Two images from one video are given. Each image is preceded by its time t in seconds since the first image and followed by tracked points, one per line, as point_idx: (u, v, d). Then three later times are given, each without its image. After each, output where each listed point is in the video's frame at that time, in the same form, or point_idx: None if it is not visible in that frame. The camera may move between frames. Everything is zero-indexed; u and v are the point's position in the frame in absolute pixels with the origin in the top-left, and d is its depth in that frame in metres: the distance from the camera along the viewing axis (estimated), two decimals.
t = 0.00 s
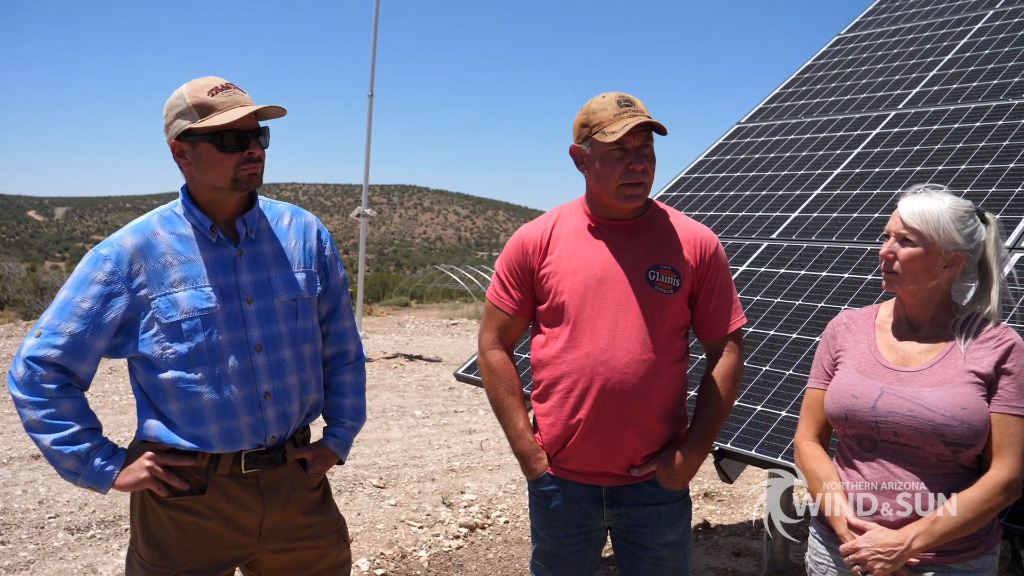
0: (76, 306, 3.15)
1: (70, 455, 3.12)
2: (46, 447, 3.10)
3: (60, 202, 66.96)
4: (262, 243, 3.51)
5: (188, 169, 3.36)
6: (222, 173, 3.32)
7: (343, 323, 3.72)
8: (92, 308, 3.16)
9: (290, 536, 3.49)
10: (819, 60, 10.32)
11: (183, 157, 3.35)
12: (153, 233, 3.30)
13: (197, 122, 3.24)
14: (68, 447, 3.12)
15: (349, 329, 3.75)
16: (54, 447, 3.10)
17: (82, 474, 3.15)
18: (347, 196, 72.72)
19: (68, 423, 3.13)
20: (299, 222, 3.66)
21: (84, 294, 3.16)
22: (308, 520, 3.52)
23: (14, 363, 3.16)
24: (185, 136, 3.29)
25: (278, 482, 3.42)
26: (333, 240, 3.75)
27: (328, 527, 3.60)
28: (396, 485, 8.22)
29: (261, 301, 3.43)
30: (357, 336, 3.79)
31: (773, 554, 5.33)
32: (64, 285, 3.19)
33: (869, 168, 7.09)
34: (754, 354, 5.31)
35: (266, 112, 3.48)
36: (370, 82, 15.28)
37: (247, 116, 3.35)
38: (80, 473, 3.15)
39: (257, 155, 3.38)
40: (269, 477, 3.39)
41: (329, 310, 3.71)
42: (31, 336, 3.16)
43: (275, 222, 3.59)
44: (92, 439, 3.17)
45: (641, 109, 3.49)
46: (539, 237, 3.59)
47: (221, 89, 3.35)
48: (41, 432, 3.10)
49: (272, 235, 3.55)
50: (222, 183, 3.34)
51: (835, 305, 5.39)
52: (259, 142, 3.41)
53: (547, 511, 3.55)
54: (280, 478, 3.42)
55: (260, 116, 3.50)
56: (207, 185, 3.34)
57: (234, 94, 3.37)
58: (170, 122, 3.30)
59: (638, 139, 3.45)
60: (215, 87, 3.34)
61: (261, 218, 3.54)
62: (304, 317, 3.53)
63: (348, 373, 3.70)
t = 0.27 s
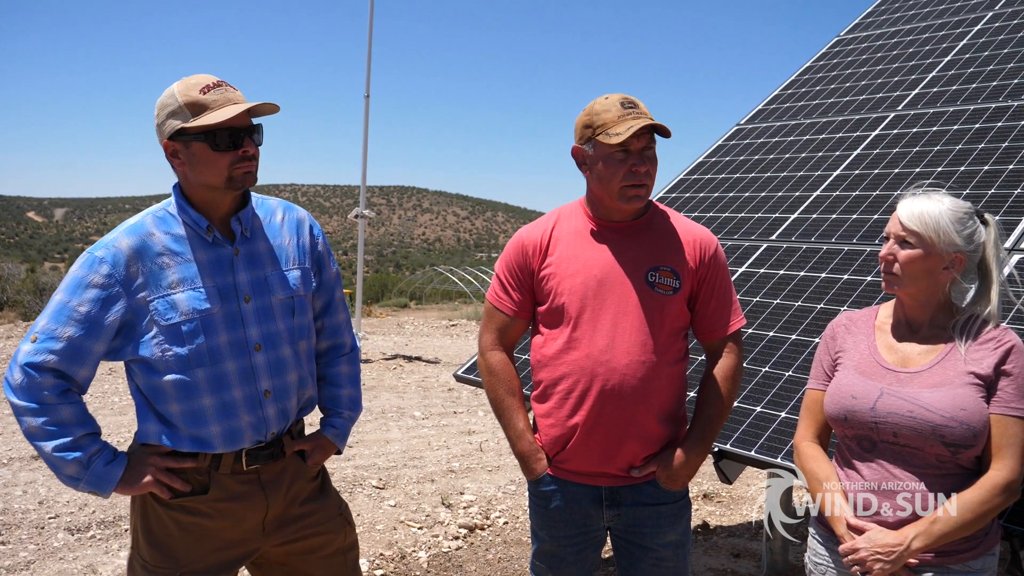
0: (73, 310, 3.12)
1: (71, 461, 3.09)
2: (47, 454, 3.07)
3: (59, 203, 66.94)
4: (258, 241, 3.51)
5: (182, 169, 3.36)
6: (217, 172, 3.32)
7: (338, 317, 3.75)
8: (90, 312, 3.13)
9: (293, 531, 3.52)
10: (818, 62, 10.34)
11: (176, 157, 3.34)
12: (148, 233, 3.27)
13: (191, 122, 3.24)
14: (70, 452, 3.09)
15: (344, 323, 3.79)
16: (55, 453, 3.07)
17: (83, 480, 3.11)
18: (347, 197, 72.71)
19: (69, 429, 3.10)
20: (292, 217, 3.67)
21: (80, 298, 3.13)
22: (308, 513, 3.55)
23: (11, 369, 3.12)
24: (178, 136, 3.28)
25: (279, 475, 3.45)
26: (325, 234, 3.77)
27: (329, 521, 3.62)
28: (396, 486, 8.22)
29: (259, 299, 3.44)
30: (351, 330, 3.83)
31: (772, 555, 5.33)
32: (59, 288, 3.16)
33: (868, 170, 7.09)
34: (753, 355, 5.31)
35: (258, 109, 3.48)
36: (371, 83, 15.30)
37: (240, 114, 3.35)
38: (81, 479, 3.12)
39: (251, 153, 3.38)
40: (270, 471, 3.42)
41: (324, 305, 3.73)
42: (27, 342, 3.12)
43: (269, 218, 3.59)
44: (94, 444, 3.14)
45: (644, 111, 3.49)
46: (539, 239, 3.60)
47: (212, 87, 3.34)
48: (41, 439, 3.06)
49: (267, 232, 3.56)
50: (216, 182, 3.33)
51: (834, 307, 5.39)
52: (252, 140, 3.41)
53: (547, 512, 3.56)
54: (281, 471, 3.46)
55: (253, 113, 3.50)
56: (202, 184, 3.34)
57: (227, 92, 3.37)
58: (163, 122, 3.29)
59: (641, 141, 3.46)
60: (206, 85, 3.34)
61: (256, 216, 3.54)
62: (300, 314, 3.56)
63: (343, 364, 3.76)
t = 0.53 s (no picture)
0: (75, 313, 3.10)
1: (79, 464, 3.09)
2: (54, 458, 3.07)
3: (60, 203, 66.99)
4: (257, 238, 3.53)
5: (179, 170, 3.36)
6: (214, 172, 3.33)
7: (336, 312, 3.79)
8: (94, 315, 3.11)
9: (298, 525, 3.57)
10: (819, 63, 10.36)
11: (172, 158, 3.34)
12: (149, 234, 3.26)
13: (188, 122, 3.24)
14: (77, 456, 3.09)
15: (341, 318, 3.83)
16: (62, 458, 3.07)
17: (91, 483, 3.11)
18: (347, 197, 72.75)
19: (75, 432, 3.09)
20: (288, 213, 3.70)
21: (83, 301, 3.11)
22: (312, 505, 3.60)
23: (14, 374, 3.08)
24: (174, 137, 3.28)
25: (283, 470, 3.49)
26: (321, 229, 3.80)
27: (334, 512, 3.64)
28: (396, 486, 8.23)
29: (261, 296, 3.46)
30: (348, 323, 3.89)
31: (772, 556, 5.33)
32: (60, 292, 3.14)
33: (868, 171, 7.10)
34: (753, 357, 5.32)
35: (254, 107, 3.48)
36: (372, 83, 15.32)
37: (236, 113, 3.35)
38: (89, 481, 3.12)
39: (248, 151, 3.39)
40: (274, 467, 3.46)
41: (321, 300, 3.77)
42: (29, 346, 3.09)
43: (266, 215, 3.62)
44: (101, 447, 3.14)
45: (639, 112, 3.49)
46: (541, 240, 3.61)
47: (207, 86, 3.35)
48: (48, 443, 3.06)
49: (266, 228, 3.58)
50: (214, 181, 3.34)
51: (834, 308, 5.40)
52: (249, 138, 3.41)
53: (548, 512, 3.57)
54: (286, 465, 3.50)
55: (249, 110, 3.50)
56: (200, 184, 3.34)
57: (221, 91, 3.37)
58: (158, 124, 3.29)
59: (635, 144, 3.46)
60: (200, 85, 3.34)
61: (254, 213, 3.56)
62: (301, 309, 3.59)
63: (340, 357, 3.81)
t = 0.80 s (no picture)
0: (82, 309, 3.13)
1: (81, 462, 3.12)
2: (56, 454, 3.09)
3: (60, 205, 67.04)
4: (263, 239, 3.56)
5: (186, 171, 3.40)
6: (220, 173, 3.36)
7: (342, 317, 3.84)
8: (100, 311, 3.15)
9: (298, 531, 3.58)
10: (819, 68, 10.39)
11: (180, 159, 3.38)
12: (156, 233, 3.31)
13: (194, 124, 3.27)
14: (80, 453, 3.12)
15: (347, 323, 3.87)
16: (65, 455, 3.09)
17: (92, 482, 3.13)
18: (347, 200, 72.82)
19: (79, 430, 3.12)
20: (295, 217, 3.74)
21: (90, 297, 3.14)
22: (312, 512, 3.62)
23: (20, 370, 3.11)
24: (181, 138, 3.32)
25: (285, 475, 3.50)
26: (328, 234, 3.84)
27: (331, 521, 3.68)
28: (396, 489, 8.25)
29: (266, 297, 3.48)
30: (354, 329, 3.92)
31: (772, 559, 5.34)
32: (68, 288, 3.17)
33: (867, 175, 7.13)
34: (752, 360, 5.34)
35: (261, 109, 3.52)
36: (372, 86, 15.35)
37: (241, 115, 3.38)
38: (90, 480, 3.14)
39: (253, 153, 3.42)
40: (276, 472, 3.47)
41: (329, 305, 3.81)
42: (37, 342, 3.13)
43: (273, 218, 3.66)
44: (103, 446, 3.17)
45: (624, 118, 3.48)
46: (542, 244, 3.64)
47: (214, 89, 3.37)
48: (51, 440, 3.08)
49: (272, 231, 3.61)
50: (220, 183, 3.37)
51: (833, 312, 5.42)
52: (255, 141, 3.45)
53: (547, 514, 3.59)
54: (288, 470, 3.52)
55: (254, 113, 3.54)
56: (206, 186, 3.38)
57: (228, 94, 3.40)
58: (166, 126, 3.32)
59: (614, 151, 3.47)
60: (208, 87, 3.36)
61: (260, 215, 3.59)
62: (306, 311, 3.61)
63: (346, 364, 3.84)
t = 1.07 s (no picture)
0: (90, 301, 3.20)
1: (79, 457, 3.18)
2: (56, 447, 3.15)
3: (59, 208, 67.05)
4: (270, 242, 3.59)
5: (198, 169, 3.45)
6: (230, 171, 3.40)
7: (350, 323, 3.85)
8: (106, 302, 3.21)
9: (297, 536, 3.58)
10: (816, 71, 10.43)
11: (193, 157, 3.43)
12: (163, 228, 3.37)
13: (207, 121, 3.33)
14: (79, 448, 3.17)
15: (355, 330, 3.88)
16: (65, 448, 3.16)
17: (89, 477, 3.20)
18: (346, 203, 72.86)
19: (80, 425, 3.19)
20: (305, 223, 3.77)
21: (97, 289, 3.20)
22: (312, 518, 3.62)
23: (29, 362, 3.19)
24: (195, 136, 3.37)
25: (285, 479, 3.51)
26: (339, 242, 3.87)
27: (331, 529, 3.69)
28: (395, 491, 8.27)
29: (269, 298, 3.51)
30: (362, 336, 3.93)
31: (769, 559, 5.36)
32: (77, 281, 3.24)
33: (864, 177, 7.16)
34: (750, 361, 5.37)
35: (274, 113, 3.56)
36: (371, 89, 15.40)
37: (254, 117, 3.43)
38: (86, 475, 3.20)
39: (264, 154, 3.46)
40: (276, 476, 3.48)
41: (337, 311, 3.83)
42: (47, 334, 3.21)
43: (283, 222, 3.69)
44: (103, 442, 3.23)
45: (612, 122, 3.52)
46: (539, 246, 3.66)
47: (230, 91, 3.43)
48: (53, 433, 3.15)
49: (279, 233, 3.64)
50: (230, 181, 3.41)
51: (829, 313, 5.45)
52: (267, 143, 3.50)
53: (546, 515, 3.62)
54: (289, 474, 3.53)
55: (268, 116, 3.58)
56: (217, 184, 3.42)
57: (245, 96, 3.44)
58: (181, 124, 3.39)
59: (602, 155, 3.50)
60: (224, 88, 3.42)
61: (268, 217, 3.63)
62: (311, 314, 3.63)
63: (353, 372, 3.85)
